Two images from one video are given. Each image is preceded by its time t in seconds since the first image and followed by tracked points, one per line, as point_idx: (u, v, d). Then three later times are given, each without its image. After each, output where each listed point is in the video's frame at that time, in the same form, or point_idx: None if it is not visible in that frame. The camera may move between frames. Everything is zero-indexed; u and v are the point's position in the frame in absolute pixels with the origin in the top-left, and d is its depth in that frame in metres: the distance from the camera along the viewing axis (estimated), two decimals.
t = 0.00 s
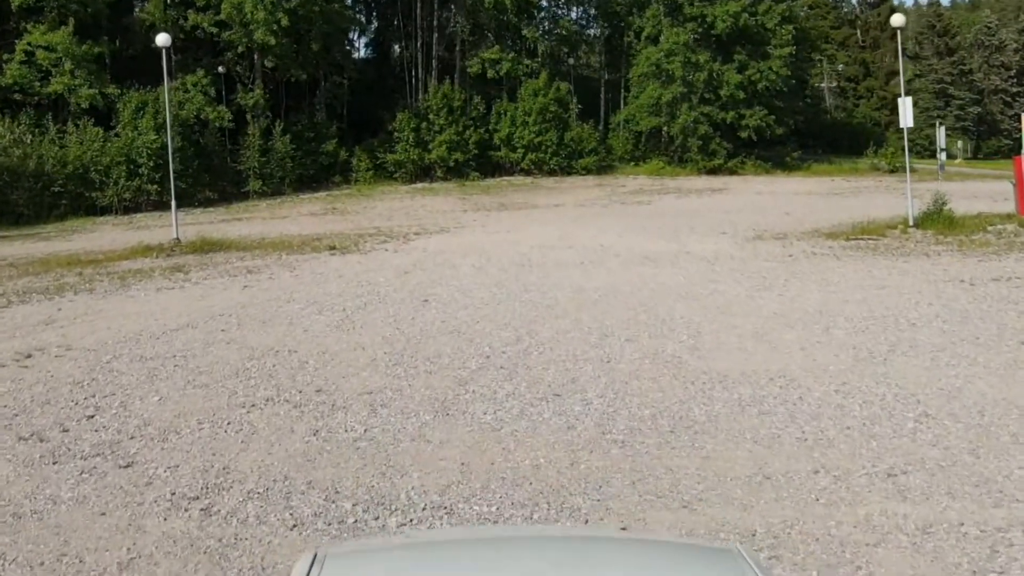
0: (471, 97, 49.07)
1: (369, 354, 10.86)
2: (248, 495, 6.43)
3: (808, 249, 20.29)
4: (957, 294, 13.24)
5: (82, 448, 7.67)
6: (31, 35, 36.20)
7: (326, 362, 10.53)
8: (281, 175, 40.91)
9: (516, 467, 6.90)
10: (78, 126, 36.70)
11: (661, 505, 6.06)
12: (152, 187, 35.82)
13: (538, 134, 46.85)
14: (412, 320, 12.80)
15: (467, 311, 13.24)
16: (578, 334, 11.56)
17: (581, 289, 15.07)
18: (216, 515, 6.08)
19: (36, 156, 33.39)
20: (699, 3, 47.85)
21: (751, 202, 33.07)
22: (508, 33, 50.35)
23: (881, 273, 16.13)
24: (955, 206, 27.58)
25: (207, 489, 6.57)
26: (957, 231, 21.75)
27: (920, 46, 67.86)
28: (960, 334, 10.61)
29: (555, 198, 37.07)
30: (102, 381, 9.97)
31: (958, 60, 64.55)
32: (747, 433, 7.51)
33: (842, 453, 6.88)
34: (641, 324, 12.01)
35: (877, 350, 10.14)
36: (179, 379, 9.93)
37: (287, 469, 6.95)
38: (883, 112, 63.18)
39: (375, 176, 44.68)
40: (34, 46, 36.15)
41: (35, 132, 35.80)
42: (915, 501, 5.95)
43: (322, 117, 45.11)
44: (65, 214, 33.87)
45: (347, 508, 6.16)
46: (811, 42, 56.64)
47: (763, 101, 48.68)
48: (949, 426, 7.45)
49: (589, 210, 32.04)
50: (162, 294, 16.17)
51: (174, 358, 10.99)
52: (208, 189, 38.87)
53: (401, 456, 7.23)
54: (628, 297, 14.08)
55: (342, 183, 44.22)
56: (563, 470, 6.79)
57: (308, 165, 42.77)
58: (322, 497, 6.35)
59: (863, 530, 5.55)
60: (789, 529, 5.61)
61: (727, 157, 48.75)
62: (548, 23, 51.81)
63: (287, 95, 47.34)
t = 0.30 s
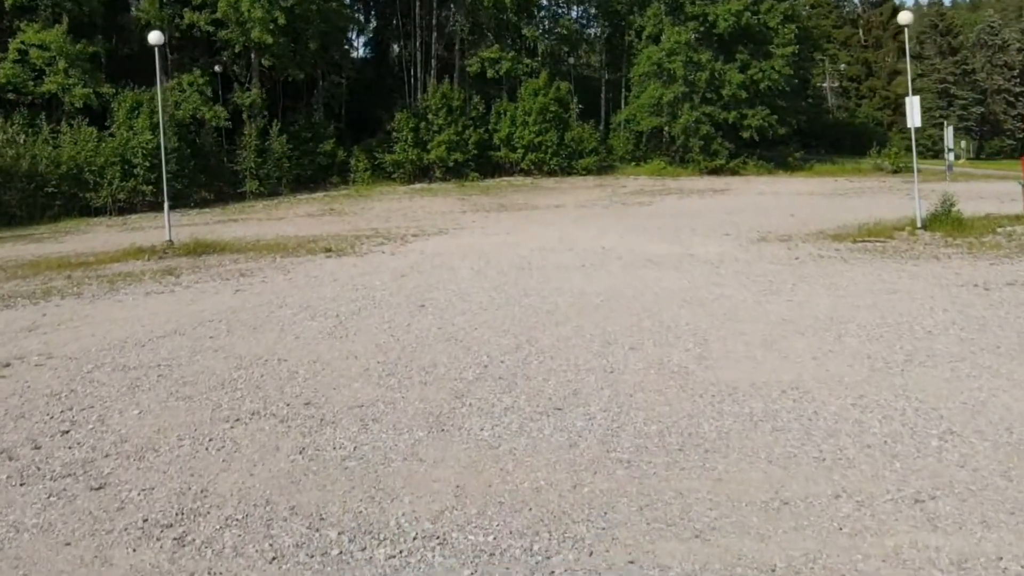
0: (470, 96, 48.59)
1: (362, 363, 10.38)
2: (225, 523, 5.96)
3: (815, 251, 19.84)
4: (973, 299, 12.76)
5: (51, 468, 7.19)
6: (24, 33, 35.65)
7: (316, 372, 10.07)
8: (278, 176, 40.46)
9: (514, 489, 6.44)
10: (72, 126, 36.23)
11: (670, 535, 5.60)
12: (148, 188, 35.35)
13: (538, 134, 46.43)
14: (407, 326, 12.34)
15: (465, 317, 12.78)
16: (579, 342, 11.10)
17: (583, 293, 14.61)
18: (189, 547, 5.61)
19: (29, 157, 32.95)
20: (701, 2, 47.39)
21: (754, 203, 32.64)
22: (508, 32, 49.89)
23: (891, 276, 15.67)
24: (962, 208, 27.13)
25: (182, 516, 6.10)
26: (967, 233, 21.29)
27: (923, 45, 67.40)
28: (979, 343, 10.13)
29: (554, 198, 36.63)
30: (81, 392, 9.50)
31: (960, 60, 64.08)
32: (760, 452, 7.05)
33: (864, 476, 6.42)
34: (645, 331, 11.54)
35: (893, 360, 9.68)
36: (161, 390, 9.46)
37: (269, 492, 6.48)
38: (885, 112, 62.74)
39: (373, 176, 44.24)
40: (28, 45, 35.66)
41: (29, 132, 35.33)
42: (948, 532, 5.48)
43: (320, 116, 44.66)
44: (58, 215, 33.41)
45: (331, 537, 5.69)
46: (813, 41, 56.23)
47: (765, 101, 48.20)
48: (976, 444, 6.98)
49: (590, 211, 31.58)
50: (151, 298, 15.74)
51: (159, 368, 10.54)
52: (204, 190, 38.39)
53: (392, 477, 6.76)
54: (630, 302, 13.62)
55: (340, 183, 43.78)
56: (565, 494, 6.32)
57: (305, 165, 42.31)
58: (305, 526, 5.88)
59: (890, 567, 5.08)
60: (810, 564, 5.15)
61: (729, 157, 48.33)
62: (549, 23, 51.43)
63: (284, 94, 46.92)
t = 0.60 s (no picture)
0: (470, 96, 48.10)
1: (355, 373, 9.91)
2: (202, 554, 5.48)
3: (822, 254, 19.37)
4: (990, 305, 12.30)
5: (20, 491, 6.70)
6: (17, 31, 35.09)
7: (307, 383, 9.59)
8: (275, 176, 39.99)
9: (515, 516, 5.97)
10: (66, 125, 35.74)
11: (686, 570, 5.13)
12: (143, 188, 34.88)
13: (539, 134, 46.00)
14: (403, 333, 11.87)
15: (463, 324, 12.31)
16: (583, 350, 10.63)
17: (586, 298, 14.14)
18: None
19: (22, 157, 32.46)
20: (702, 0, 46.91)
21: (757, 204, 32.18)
22: (508, 31, 49.43)
23: (903, 280, 15.22)
24: (971, 209, 26.65)
25: (155, 546, 5.62)
26: (977, 234, 20.82)
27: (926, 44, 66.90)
28: (1002, 352, 9.67)
29: (555, 199, 36.13)
30: (58, 405, 9.02)
31: (964, 59, 63.61)
32: (778, 473, 6.57)
33: (893, 501, 5.95)
34: (651, 339, 11.07)
35: (913, 370, 9.21)
36: (143, 403, 8.98)
37: (251, 519, 6.01)
38: (888, 112, 62.23)
39: (371, 177, 43.75)
40: (21, 43, 35.15)
41: (22, 131, 34.82)
42: (990, 567, 5.01)
43: (318, 116, 44.18)
44: (52, 216, 32.93)
45: (316, 571, 5.23)
46: (816, 40, 55.74)
47: (767, 101, 47.74)
48: (1010, 465, 6.52)
49: (590, 212, 31.11)
50: (140, 302, 15.26)
51: (143, 378, 10.06)
52: (201, 191, 37.92)
53: (384, 501, 6.29)
54: (635, 308, 13.16)
55: (338, 184, 43.30)
56: (569, 522, 5.85)
57: (302, 165, 41.84)
58: (289, 558, 5.41)
59: None
60: None
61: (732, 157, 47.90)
62: (549, 21, 51.29)
63: (282, 94, 46.44)
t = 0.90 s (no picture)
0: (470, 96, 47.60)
1: (348, 385, 9.43)
2: None
3: (831, 257, 18.90)
4: (1011, 312, 11.82)
5: None
6: (11, 30, 34.59)
7: (297, 396, 9.11)
8: (273, 176, 39.50)
9: (516, 549, 5.49)
10: (61, 125, 35.26)
11: None
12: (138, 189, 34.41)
13: (539, 134, 45.58)
14: (399, 342, 11.40)
15: (463, 331, 11.83)
16: (588, 360, 10.15)
17: (589, 304, 13.66)
18: None
19: (15, 157, 31.98)
20: None
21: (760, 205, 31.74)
22: (508, 30, 48.98)
23: (917, 284, 14.74)
24: (981, 210, 26.17)
25: None
26: (989, 237, 20.34)
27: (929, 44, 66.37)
28: None
29: (556, 201, 35.65)
30: (34, 420, 8.53)
31: (967, 59, 63.07)
32: (801, 500, 6.08)
33: (928, 534, 5.46)
34: (658, 348, 10.58)
35: (937, 383, 8.73)
36: (123, 418, 8.49)
37: (229, 553, 5.52)
38: (891, 112, 61.69)
39: (370, 177, 43.28)
40: (15, 42, 34.66)
41: (16, 132, 34.33)
42: None
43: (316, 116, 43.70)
44: (46, 217, 32.46)
45: None
46: (819, 40, 55.22)
47: (770, 100, 47.24)
48: None
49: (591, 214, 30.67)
50: (129, 308, 14.78)
51: (126, 390, 9.58)
52: (198, 191, 37.44)
53: (374, 531, 5.80)
54: (641, 314, 12.67)
55: (336, 184, 42.84)
56: (576, 557, 5.36)
57: (300, 166, 41.36)
58: None
59: None
60: None
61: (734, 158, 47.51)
62: (549, 20, 50.76)
63: (279, 93, 46.01)
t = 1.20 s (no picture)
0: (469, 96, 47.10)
1: (340, 398, 8.93)
2: None
3: (840, 260, 18.41)
4: None
5: None
6: (4, 28, 34.09)
7: (286, 410, 8.61)
8: (270, 177, 39.02)
9: None
10: (54, 125, 34.77)
11: None
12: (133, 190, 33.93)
13: (540, 134, 45.16)
14: (395, 351, 10.90)
15: (461, 340, 11.35)
16: (593, 371, 9.66)
17: (592, 310, 13.16)
18: None
19: (8, 158, 31.50)
20: None
21: (763, 206, 31.26)
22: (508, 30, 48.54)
23: (932, 289, 14.27)
24: (990, 211, 25.68)
25: None
26: (1000, 239, 19.86)
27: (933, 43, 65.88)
28: None
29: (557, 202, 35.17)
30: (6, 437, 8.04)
31: (971, 58, 62.57)
32: (828, 531, 5.58)
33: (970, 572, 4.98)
34: (666, 358, 10.08)
35: (964, 398, 8.23)
36: (101, 435, 8.01)
37: None
38: (894, 111, 61.12)
39: (368, 178, 42.78)
40: (8, 41, 34.16)
41: (9, 132, 33.83)
42: None
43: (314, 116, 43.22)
44: (39, 218, 31.97)
45: None
46: (821, 39, 54.69)
47: (773, 100, 46.75)
48: None
49: (592, 215, 30.19)
50: (116, 313, 14.28)
51: (106, 403, 9.09)
52: (194, 192, 36.95)
53: (363, 566, 5.32)
54: (646, 321, 12.19)
55: (334, 185, 42.35)
56: None
57: (298, 166, 40.87)
58: None
59: None
60: None
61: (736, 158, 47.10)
62: (550, 19, 50.17)
63: (277, 93, 45.54)
